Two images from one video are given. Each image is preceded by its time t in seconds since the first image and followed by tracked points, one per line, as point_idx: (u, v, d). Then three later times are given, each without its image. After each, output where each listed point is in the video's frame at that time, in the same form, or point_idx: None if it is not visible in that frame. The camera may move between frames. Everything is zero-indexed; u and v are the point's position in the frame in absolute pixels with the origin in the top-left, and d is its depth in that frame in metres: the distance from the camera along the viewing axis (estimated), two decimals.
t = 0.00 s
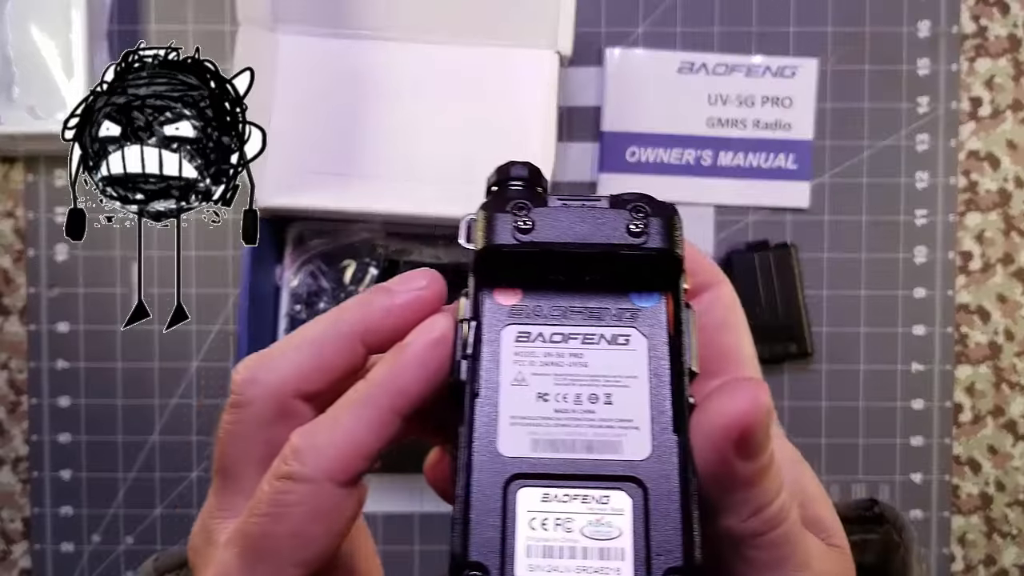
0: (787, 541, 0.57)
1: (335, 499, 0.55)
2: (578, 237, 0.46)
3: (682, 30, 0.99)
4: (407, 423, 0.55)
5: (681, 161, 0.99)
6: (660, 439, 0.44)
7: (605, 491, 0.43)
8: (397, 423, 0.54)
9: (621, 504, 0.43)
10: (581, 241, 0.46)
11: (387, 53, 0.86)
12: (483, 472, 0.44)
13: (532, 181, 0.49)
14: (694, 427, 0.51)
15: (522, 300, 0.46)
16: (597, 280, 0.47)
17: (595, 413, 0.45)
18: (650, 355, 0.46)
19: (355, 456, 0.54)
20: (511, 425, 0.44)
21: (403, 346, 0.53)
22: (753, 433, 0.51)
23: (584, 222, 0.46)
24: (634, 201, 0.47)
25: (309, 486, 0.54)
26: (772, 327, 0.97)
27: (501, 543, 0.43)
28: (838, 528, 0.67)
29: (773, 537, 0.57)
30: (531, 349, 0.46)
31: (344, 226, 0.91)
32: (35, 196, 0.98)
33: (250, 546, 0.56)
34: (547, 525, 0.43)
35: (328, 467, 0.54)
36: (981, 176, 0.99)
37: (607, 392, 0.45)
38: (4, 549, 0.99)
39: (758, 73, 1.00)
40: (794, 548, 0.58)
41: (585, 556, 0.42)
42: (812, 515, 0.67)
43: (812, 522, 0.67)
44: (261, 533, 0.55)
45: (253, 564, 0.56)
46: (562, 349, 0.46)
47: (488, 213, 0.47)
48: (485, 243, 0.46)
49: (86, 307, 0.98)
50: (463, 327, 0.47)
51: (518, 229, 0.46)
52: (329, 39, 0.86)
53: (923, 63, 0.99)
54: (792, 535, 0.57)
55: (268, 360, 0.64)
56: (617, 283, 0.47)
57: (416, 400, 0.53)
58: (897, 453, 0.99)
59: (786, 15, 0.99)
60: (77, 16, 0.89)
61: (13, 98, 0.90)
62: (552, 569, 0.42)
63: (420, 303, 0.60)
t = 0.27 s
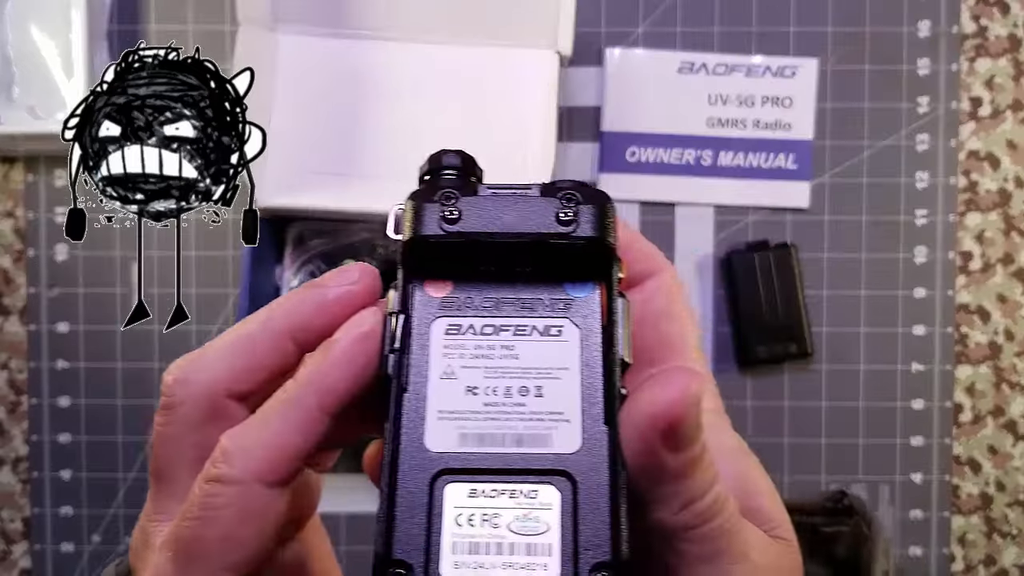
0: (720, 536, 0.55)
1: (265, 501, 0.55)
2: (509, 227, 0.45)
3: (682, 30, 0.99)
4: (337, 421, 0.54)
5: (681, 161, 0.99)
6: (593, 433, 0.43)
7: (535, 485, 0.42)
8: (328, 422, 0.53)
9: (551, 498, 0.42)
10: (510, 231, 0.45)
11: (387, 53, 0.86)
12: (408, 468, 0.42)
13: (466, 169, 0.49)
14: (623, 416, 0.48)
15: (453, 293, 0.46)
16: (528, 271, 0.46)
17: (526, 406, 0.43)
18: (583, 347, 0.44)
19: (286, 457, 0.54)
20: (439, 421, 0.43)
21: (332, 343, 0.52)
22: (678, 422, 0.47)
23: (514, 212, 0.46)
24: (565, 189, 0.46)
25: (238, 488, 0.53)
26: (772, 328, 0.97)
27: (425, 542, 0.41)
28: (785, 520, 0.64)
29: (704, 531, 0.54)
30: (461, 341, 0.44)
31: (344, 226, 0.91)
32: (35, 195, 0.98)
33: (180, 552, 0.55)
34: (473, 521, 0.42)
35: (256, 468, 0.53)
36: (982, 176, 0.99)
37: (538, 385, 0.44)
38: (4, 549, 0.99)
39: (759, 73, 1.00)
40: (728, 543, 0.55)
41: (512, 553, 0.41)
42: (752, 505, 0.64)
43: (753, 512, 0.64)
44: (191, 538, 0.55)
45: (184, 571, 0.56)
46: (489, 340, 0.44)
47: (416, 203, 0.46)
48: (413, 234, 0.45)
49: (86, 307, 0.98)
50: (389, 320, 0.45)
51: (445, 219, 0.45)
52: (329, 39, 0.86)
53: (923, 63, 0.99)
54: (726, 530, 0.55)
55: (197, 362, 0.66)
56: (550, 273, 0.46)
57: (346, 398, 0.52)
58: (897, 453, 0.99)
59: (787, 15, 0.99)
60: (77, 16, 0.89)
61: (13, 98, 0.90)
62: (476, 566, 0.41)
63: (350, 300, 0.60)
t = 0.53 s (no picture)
0: (676, 500, 0.53)
1: (230, 473, 0.54)
2: (466, 200, 0.46)
3: (682, 30, 0.99)
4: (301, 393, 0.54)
5: (681, 162, 0.99)
6: (551, 397, 0.44)
7: (494, 448, 0.43)
8: (290, 392, 0.52)
9: (510, 461, 0.43)
10: (466, 203, 0.46)
11: (387, 53, 0.86)
12: (369, 434, 0.44)
13: (426, 146, 0.49)
14: (577, 381, 0.45)
15: (414, 265, 0.47)
16: (487, 243, 0.47)
17: (485, 372, 0.45)
18: (541, 314, 0.46)
19: (249, 427, 0.53)
20: (398, 387, 0.45)
21: (296, 314, 0.51)
22: (633, 383, 0.45)
23: (471, 184, 0.46)
24: (522, 162, 0.47)
25: (202, 459, 0.52)
26: (773, 328, 0.97)
27: (384, 504, 0.42)
28: (744, 488, 0.64)
29: (660, 496, 0.52)
30: (421, 311, 0.46)
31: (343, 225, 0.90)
32: (34, 195, 0.98)
33: (145, 525, 0.54)
34: (432, 484, 0.43)
35: (221, 439, 0.52)
36: (982, 176, 0.99)
37: (498, 352, 0.45)
38: (4, 549, 0.99)
39: (759, 73, 1.00)
40: (685, 507, 0.54)
41: (471, 514, 0.42)
42: (713, 475, 0.64)
43: (714, 482, 0.64)
44: (156, 511, 0.54)
45: (149, 546, 0.55)
46: (448, 310, 0.46)
47: (376, 176, 0.46)
48: (372, 208, 0.46)
49: (86, 307, 0.98)
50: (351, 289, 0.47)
51: (403, 190, 0.46)
52: (329, 39, 0.86)
53: (923, 63, 0.99)
54: (683, 493, 0.53)
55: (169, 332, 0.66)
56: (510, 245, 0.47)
57: (310, 369, 0.51)
58: (897, 453, 0.99)
59: (787, 15, 1.00)
60: (77, 16, 0.89)
61: (13, 99, 0.90)
62: (435, 529, 0.42)
63: (314, 274, 0.61)
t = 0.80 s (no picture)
0: (667, 476, 0.52)
1: (208, 442, 0.57)
2: (452, 177, 0.48)
3: (682, 30, 0.99)
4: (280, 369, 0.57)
5: (681, 161, 0.99)
6: (539, 373, 0.46)
7: (482, 426, 0.45)
8: (271, 366, 0.56)
9: (497, 438, 0.45)
10: (452, 181, 0.47)
11: (387, 53, 0.86)
12: (359, 412, 0.45)
13: (414, 126, 0.50)
14: (566, 358, 0.47)
15: (402, 244, 0.49)
16: (475, 220, 0.49)
17: (474, 350, 0.47)
18: (529, 292, 0.48)
19: (228, 398, 0.57)
20: (388, 366, 0.46)
21: (283, 291, 0.55)
22: (621, 357, 0.46)
23: (458, 162, 0.48)
24: (509, 139, 0.48)
25: (179, 429, 0.56)
26: (772, 328, 0.97)
27: (373, 482, 0.44)
28: (736, 467, 0.64)
29: (651, 471, 0.51)
30: (410, 291, 0.48)
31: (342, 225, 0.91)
32: (34, 195, 0.98)
33: (125, 497, 0.57)
34: (421, 462, 0.44)
35: (198, 409, 0.56)
36: (982, 177, 0.99)
37: (486, 331, 0.47)
38: (4, 549, 0.99)
39: (759, 73, 1.00)
40: (675, 483, 0.53)
41: (459, 491, 0.43)
42: (705, 452, 0.64)
43: (706, 459, 0.64)
44: (135, 481, 0.56)
45: (128, 517, 0.57)
46: (437, 290, 0.48)
47: (363, 155, 0.48)
48: (359, 187, 0.48)
49: (87, 307, 0.98)
50: (340, 270, 0.49)
51: (389, 169, 0.48)
52: (329, 39, 0.87)
53: (922, 62, 0.99)
54: (673, 469, 0.52)
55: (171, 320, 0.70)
56: (497, 223, 0.50)
57: (290, 342, 0.55)
58: (897, 453, 0.99)
59: (787, 15, 1.00)
60: (77, 16, 0.89)
61: (13, 99, 0.90)
62: (423, 505, 0.43)
63: (307, 257, 0.63)
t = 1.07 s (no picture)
0: (666, 470, 0.52)
1: (221, 396, 0.56)
2: (453, 172, 0.49)
3: (682, 30, 0.99)
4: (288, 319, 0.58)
5: (681, 161, 0.99)
6: (539, 368, 0.47)
7: (481, 420, 0.46)
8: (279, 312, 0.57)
9: (496, 433, 0.46)
10: (453, 176, 0.49)
11: (387, 53, 0.87)
12: (359, 405, 0.46)
13: (416, 123, 0.52)
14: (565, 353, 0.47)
15: (403, 239, 0.50)
16: (476, 216, 0.50)
17: (474, 344, 0.48)
18: (529, 288, 0.49)
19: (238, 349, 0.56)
20: (388, 359, 0.47)
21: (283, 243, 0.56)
22: (620, 351, 0.46)
23: (459, 158, 0.49)
24: (509, 136, 0.50)
25: (197, 379, 0.55)
26: (772, 328, 0.97)
27: (373, 474, 0.45)
28: (736, 462, 0.64)
29: (650, 465, 0.51)
30: (411, 286, 0.49)
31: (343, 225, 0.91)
32: (35, 195, 0.98)
33: (134, 452, 0.55)
34: (420, 455, 0.45)
35: (216, 360, 0.56)
36: (982, 177, 0.99)
37: (486, 326, 0.48)
38: (4, 549, 0.99)
39: (759, 73, 1.00)
40: (675, 478, 0.53)
41: (459, 484, 0.44)
42: (706, 446, 0.64)
43: (706, 454, 0.64)
44: (148, 434, 0.55)
45: (138, 473, 0.55)
46: (437, 285, 0.49)
47: (365, 151, 0.50)
48: (361, 182, 0.49)
49: (87, 307, 0.98)
50: (342, 264, 0.50)
51: (390, 164, 0.49)
52: (329, 38, 0.87)
53: (922, 62, 0.99)
54: (673, 463, 0.52)
55: (129, 319, 0.71)
56: (498, 219, 0.51)
57: (294, 288, 0.56)
58: (897, 453, 0.99)
59: (787, 15, 1.00)
60: (77, 16, 0.89)
61: (13, 99, 0.90)
62: (422, 498, 0.44)
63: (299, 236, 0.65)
